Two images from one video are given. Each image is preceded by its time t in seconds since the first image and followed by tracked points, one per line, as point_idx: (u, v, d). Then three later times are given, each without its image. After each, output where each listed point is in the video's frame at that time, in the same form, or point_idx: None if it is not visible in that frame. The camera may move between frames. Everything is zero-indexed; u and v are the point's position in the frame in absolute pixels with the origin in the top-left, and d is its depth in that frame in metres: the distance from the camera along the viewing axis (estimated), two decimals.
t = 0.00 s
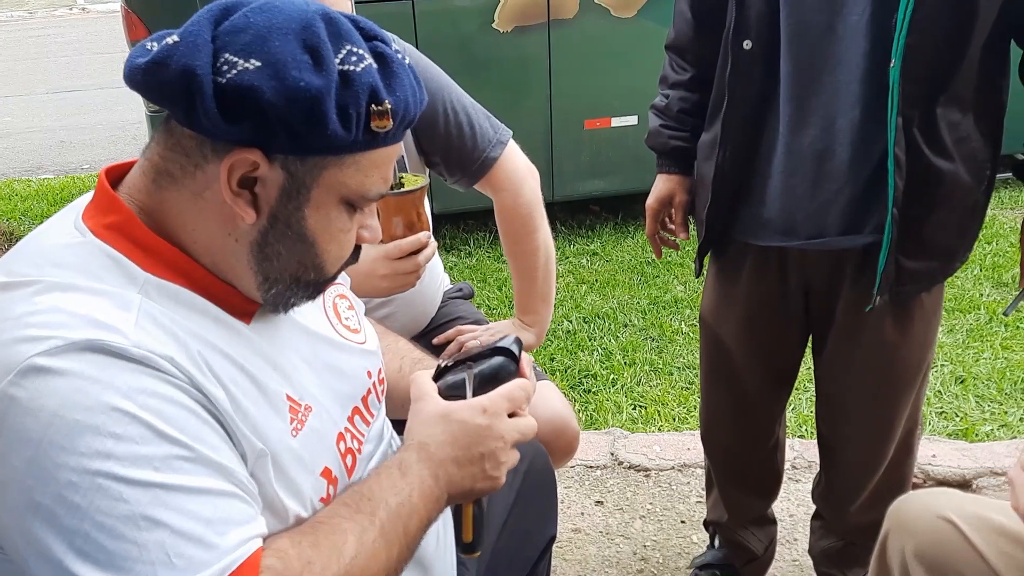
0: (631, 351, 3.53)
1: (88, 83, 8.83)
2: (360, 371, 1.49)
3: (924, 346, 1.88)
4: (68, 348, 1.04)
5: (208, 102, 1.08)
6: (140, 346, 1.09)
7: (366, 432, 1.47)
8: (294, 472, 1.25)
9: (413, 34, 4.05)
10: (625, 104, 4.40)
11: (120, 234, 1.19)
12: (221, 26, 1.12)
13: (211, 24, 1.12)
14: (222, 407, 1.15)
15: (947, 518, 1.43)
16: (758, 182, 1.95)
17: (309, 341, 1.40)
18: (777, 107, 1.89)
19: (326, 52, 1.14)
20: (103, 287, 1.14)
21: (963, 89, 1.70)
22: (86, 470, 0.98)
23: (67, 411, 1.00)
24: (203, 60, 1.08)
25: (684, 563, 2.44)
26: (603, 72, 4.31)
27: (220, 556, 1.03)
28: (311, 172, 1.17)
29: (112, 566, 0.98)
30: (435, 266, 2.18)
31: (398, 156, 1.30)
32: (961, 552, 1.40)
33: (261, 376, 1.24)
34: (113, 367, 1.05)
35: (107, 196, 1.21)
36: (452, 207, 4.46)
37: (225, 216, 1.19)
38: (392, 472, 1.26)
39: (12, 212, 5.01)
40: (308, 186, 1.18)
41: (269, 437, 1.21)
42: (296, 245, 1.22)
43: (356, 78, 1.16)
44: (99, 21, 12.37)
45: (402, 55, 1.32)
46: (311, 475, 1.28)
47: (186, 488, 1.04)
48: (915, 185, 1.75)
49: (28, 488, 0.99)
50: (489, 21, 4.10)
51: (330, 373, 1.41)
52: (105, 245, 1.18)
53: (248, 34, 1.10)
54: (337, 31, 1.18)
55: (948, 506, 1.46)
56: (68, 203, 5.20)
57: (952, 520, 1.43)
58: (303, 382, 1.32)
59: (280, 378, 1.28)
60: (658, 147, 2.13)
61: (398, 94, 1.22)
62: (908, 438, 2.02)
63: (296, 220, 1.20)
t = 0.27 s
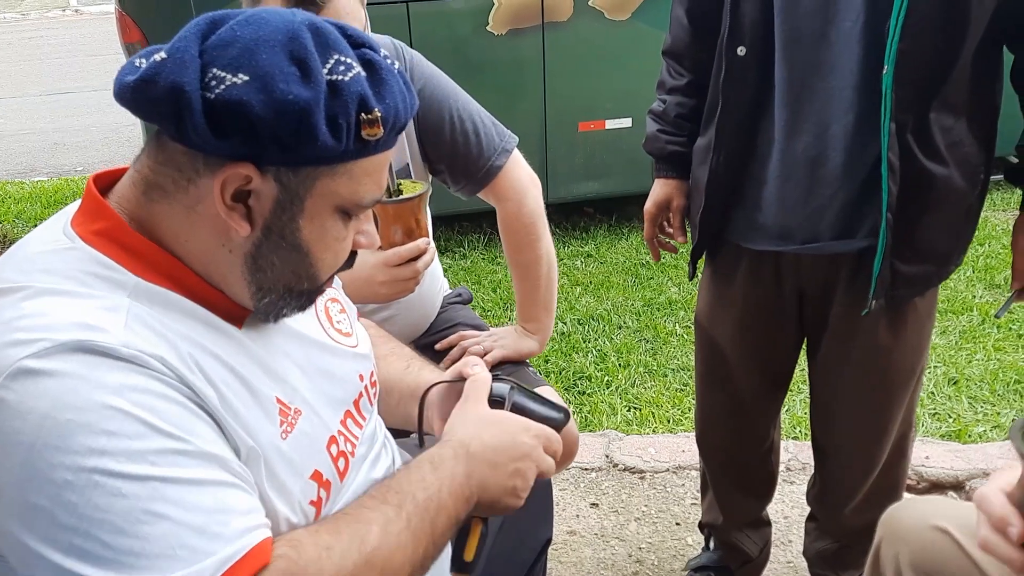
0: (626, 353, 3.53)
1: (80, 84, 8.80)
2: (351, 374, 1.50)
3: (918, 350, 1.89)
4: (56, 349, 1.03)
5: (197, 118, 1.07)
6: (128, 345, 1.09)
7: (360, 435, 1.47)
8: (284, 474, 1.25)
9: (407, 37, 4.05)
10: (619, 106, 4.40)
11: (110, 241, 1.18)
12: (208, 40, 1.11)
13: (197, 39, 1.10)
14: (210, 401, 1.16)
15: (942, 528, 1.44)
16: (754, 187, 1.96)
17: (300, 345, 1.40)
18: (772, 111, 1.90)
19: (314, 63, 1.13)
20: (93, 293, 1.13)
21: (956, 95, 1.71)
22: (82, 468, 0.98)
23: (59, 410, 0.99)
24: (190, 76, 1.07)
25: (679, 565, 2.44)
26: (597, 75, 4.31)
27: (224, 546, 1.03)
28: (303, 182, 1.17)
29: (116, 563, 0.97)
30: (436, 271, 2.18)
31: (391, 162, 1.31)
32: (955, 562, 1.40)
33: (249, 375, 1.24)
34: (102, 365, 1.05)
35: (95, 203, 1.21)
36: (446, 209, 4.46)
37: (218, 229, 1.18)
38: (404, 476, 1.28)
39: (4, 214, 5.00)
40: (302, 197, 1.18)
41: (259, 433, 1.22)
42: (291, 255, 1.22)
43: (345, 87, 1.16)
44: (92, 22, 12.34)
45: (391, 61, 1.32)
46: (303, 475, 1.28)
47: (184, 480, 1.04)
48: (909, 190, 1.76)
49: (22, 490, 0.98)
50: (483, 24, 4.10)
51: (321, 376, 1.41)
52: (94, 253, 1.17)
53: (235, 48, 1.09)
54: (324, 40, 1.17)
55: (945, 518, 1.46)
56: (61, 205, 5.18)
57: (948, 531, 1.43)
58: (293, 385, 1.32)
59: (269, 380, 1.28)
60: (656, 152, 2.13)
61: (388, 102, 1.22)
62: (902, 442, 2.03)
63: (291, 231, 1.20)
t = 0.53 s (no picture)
0: (624, 357, 3.54)
1: (77, 88, 8.79)
2: (350, 375, 1.50)
3: (915, 354, 1.90)
4: (49, 356, 1.04)
5: (185, 134, 1.08)
6: (122, 351, 1.09)
7: (360, 434, 1.47)
8: (281, 475, 1.25)
9: (405, 41, 4.05)
10: (617, 110, 4.41)
11: (107, 246, 1.18)
12: (192, 54, 1.11)
13: (181, 54, 1.11)
14: (205, 406, 1.15)
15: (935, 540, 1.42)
16: (752, 192, 1.96)
17: (298, 347, 1.40)
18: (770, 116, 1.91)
19: (298, 68, 1.13)
20: (89, 298, 1.14)
21: (953, 100, 1.72)
22: (72, 476, 0.99)
23: (50, 419, 1.00)
24: (176, 91, 1.07)
25: (677, 568, 2.45)
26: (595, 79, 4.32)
27: (216, 555, 1.04)
28: (298, 189, 1.18)
29: (104, 570, 0.98)
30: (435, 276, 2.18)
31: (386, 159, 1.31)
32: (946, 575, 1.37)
33: (246, 378, 1.24)
34: (95, 373, 1.05)
35: (92, 208, 1.21)
36: (444, 213, 4.46)
37: (215, 239, 1.19)
38: (396, 478, 1.27)
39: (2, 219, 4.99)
40: (297, 202, 1.19)
41: (254, 436, 1.21)
42: (291, 260, 1.23)
43: (331, 90, 1.16)
44: (90, 26, 12.34)
45: (375, 57, 1.31)
46: (301, 477, 1.28)
47: (176, 489, 1.04)
48: (907, 195, 1.77)
49: (15, 498, 0.99)
50: (481, 28, 4.11)
51: (319, 377, 1.41)
52: (91, 257, 1.18)
53: (219, 60, 1.09)
54: (306, 44, 1.17)
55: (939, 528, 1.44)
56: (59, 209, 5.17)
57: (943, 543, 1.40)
58: (292, 387, 1.32)
59: (266, 381, 1.28)
60: (654, 157, 2.14)
61: (375, 100, 1.22)
62: (900, 444, 2.03)
63: (290, 238, 1.21)
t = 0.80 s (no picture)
0: (625, 361, 3.49)
1: (76, 91, 8.76)
2: (346, 377, 1.46)
3: (920, 357, 1.86)
4: (44, 358, 1.01)
5: (168, 148, 1.05)
6: (112, 354, 1.05)
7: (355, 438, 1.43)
8: (274, 479, 1.21)
9: (404, 42, 4.02)
10: (618, 112, 4.38)
11: (97, 247, 1.14)
12: (173, 63, 1.08)
13: (161, 64, 1.08)
14: (197, 411, 1.12)
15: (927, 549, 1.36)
16: (755, 193, 1.92)
17: (292, 349, 1.36)
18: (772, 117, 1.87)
19: (278, 73, 1.09)
20: (79, 300, 1.10)
21: (958, 99, 1.68)
22: (62, 480, 0.95)
23: (44, 421, 0.97)
24: (157, 104, 1.04)
25: None
26: (596, 80, 4.29)
27: (210, 557, 1.00)
28: (289, 195, 1.15)
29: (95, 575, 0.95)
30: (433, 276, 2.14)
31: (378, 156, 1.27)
32: None
33: (240, 382, 1.20)
34: (86, 375, 1.02)
35: (82, 208, 1.17)
36: (444, 216, 4.43)
37: (208, 247, 1.16)
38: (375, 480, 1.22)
39: None
40: (287, 209, 1.15)
41: (247, 440, 1.18)
42: (286, 267, 1.20)
43: (315, 93, 1.12)
44: (89, 29, 12.32)
45: (364, 50, 1.26)
46: (294, 482, 1.24)
47: (170, 492, 1.01)
48: (912, 195, 1.73)
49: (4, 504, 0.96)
50: (481, 29, 4.08)
51: (314, 380, 1.37)
52: (82, 259, 1.14)
53: (198, 70, 1.06)
54: (287, 45, 1.12)
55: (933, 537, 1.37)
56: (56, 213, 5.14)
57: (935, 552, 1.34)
58: (287, 390, 1.29)
59: (261, 384, 1.24)
60: (657, 158, 2.10)
61: (362, 100, 1.17)
62: (907, 446, 1.99)
63: (285, 244, 1.18)
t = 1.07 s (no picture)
0: (625, 360, 3.53)
1: (78, 93, 8.80)
2: (347, 374, 1.50)
3: (916, 354, 1.90)
4: (47, 354, 1.04)
5: (166, 161, 1.09)
6: (116, 351, 1.08)
7: (357, 433, 1.47)
8: (276, 474, 1.24)
9: (406, 45, 4.06)
10: (617, 113, 4.42)
11: (102, 244, 1.18)
12: (171, 77, 1.12)
13: (159, 80, 1.11)
14: (199, 406, 1.15)
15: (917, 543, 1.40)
16: (752, 192, 1.96)
17: (295, 348, 1.40)
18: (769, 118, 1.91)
19: (271, 87, 1.11)
20: (84, 296, 1.13)
21: (951, 100, 1.72)
22: (66, 475, 0.98)
23: (46, 417, 1.00)
24: (154, 120, 1.08)
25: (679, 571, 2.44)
26: (596, 82, 4.32)
27: (212, 549, 1.03)
28: (287, 207, 1.18)
29: (101, 566, 0.98)
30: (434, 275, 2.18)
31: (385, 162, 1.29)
32: None
33: (243, 380, 1.24)
34: (90, 372, 1.05)
35: (91, 207, 1.21)
36: (445, 217, 4.46)
37: (210, 257, 1.19)
38: (380, 470, 1.25)
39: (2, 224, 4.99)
40: (289, 220, 1.19)
41: (251, 437, 1.21)
42: (289, 274, 1.24)
43: (308, 105, 1.14)
44: (90, 31, 12.36)
45: (361, 57, 1.28)
46: (296, 477, 1.27)
47: (170, 487, 1.04)
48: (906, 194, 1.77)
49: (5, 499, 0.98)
50: (481, 31, 4.12)
51: (315, 379, 1.41)
52: (87, 257, 1.18)
53: (194, 85, 1.09)
54: (281, 57, 1.15)
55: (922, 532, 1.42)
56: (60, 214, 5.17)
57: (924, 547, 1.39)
58: (289, 387, 1.32)
59: (263, 381, 1.27)
60: (656, 159, 2.14)
61: (357, 110, 1.19)
62: (901, 443, 2.02)
63: (285, 252, 1.21)
